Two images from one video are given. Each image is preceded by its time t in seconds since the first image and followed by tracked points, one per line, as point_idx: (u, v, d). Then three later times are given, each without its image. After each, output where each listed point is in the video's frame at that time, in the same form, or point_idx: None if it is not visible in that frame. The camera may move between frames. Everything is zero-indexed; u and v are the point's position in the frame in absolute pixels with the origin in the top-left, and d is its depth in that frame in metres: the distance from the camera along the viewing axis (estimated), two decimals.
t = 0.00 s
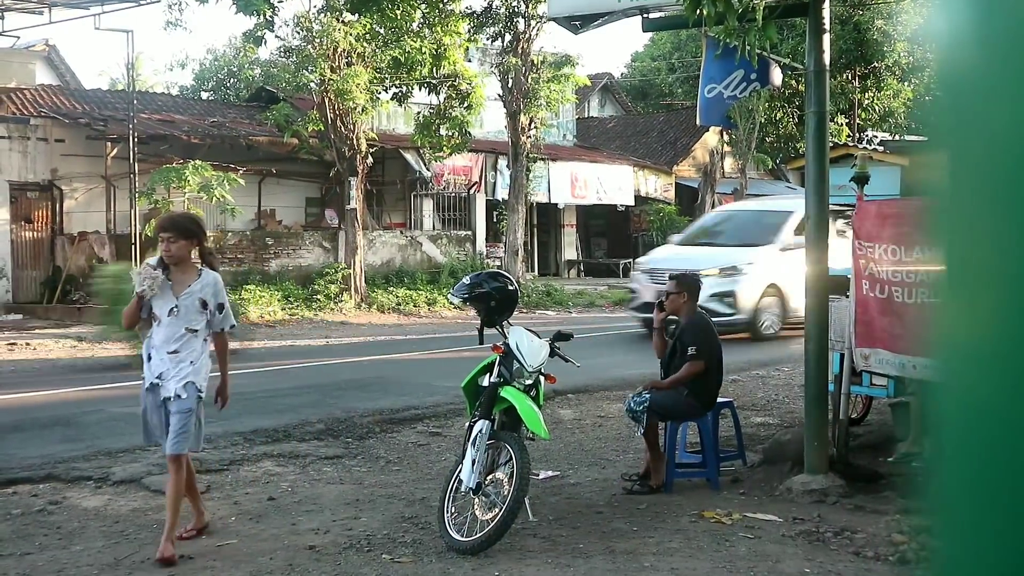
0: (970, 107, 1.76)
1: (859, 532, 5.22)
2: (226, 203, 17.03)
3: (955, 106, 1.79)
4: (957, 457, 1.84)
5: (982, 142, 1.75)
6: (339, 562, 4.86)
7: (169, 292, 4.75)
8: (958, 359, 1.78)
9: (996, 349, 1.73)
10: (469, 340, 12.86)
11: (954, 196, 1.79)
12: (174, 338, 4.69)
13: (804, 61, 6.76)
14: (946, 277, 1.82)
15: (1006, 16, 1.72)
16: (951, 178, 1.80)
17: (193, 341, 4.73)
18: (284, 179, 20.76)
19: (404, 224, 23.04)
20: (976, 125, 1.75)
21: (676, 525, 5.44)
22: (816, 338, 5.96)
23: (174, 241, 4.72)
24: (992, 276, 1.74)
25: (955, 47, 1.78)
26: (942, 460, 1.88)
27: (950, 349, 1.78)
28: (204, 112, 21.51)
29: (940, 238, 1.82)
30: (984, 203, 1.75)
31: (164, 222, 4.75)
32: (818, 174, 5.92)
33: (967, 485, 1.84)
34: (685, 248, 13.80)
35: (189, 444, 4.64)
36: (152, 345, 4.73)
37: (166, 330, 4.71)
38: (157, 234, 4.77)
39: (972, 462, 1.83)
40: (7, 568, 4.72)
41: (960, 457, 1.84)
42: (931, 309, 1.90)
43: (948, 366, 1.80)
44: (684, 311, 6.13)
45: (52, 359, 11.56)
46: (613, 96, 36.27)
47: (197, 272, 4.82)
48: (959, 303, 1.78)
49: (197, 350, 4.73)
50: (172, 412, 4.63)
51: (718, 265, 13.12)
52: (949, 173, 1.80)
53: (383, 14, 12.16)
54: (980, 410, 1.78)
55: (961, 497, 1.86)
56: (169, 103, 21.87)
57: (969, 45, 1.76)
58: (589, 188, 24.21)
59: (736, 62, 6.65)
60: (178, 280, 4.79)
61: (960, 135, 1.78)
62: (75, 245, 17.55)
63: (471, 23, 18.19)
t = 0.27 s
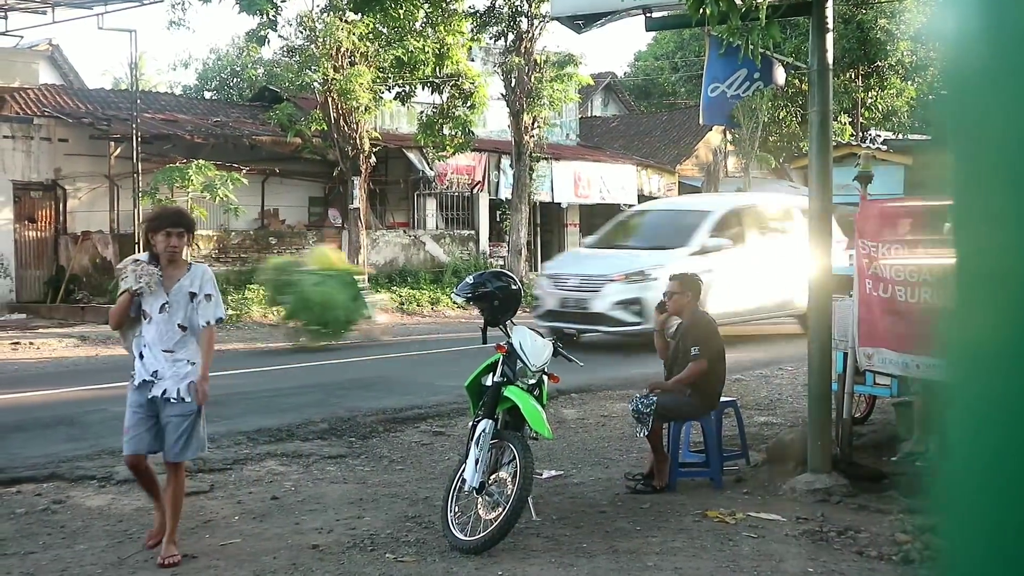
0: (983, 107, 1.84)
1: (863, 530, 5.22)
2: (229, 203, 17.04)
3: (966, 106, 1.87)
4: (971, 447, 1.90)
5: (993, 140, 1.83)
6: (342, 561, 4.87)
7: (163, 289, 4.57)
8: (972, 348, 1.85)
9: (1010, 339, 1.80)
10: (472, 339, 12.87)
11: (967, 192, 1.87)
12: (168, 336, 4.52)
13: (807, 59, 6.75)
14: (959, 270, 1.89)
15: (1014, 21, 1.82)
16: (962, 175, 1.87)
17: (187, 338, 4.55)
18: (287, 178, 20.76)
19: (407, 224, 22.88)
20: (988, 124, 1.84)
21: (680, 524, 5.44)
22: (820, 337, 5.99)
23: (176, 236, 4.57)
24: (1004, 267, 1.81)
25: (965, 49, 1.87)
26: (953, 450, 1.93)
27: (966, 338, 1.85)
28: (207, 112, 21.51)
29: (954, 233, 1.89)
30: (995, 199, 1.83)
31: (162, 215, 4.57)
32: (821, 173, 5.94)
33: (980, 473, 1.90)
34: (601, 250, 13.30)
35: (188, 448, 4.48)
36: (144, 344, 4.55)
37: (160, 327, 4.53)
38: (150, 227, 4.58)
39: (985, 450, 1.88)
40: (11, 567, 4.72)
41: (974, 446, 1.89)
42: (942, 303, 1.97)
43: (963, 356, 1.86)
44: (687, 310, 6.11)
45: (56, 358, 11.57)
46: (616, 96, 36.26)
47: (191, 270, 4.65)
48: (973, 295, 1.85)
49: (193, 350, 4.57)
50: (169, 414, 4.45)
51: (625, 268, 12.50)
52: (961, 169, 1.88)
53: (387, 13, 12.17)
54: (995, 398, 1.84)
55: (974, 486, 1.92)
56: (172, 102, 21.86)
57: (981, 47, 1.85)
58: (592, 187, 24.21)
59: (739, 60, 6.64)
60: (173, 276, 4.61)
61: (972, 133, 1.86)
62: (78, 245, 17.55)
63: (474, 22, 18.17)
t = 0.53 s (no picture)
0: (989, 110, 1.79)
1: (867, 530, 5.21)
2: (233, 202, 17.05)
3: (972, 110, 1.82)
4: (976, 456, 1.88)
5: (998, 145, 1.77)
6: (345, 560, 4.87)
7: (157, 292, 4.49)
8: (972, 350, 1.83)
9: (1006, 342, 1.77)
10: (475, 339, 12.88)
11: (971, 199, 1.82)
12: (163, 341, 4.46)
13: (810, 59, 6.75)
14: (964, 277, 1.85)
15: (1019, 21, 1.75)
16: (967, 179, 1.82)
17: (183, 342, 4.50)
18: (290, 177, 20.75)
19: (411, 223, 22.93)
20: (991, 128, 1.78)
21: (683, 523, 5.44)
22: (823, 337, 5.97)
23: (171, 237, 4.49)
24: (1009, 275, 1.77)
25: (971, 49, 1.81)
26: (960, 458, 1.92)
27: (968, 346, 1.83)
28: (211, 111, 21.51)
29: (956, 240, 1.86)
30: (995, 202, 1.79)
31: (156, 216, 4.48)
32: (824, 172, 5.90)
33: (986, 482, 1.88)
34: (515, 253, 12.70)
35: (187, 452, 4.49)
36: (137, 349, 4.46)
37: (156, 332, 4.46)
38: (143, 226, 4.47)
39: (990, 459, 1.86)
40: (15, 565, 4.73)
41: (979, 455, 1.87)
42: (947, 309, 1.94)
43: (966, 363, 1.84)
44: (692, 310, 6.10)
45: (59, 357, 11.57)
46: (619, 95, 36.25)
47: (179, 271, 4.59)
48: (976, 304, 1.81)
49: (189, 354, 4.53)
50: (169, 421, 4.41)
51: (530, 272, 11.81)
52: (964, 174, 1.82)
53: (390, 12, 12.17)
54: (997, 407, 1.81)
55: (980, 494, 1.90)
56: (176, 101, 21.86)
57: (986, 47, 1.78)
58: (596, 186, 24.22)
59: (743, 60, 6.63)
60: (165, 279, 4.53)
61: (975, 137, 1.80)
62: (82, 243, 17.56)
63: (478, 21, 18.16)
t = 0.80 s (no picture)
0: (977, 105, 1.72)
1: (869, 528, 5.21)
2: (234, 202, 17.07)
3: (960, 105, 1.75)
4: (964, 455, 1.80)
5: (986, 141, 1.71)
6: (347, 560, 4.87)
7: (136, 296, 4.22)
8: (955, 352, 1.77)
9: (988, 343, 1.72)
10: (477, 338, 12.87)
11: (959, 194, 1.75)
12: (141, 346, 4.21)
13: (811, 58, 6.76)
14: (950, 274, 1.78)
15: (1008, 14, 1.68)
16: (955, 174, 1.76)
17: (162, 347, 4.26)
18: (291, 176, 20.76)
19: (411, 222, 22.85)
20: (979, 119, 1.72)
21: (685, 521, 5.43)
22: (824, 335, 5.96)
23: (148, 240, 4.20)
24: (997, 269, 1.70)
25: (957, 42, 1.74)
26: (946, 457, 1.84)
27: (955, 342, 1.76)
28: (211, 110, 21.53)
29: (943, 234, 1.78)
30: (979, 202, 1.72)
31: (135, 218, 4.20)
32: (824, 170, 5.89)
33: (972, 482, 1.80)
34: (393, 254, 10.98)
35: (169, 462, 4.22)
36: (113, 355, 4.22)
37: (134, 338, 4.22)
38: (123, 228, 4.21)
39: (978, 460, 1.78)
40: (17, 565, 4.73)
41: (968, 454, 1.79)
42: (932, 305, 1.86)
43: (951, 359, 1.77)
44: (694, 308, 6.09)
45: (61, 357, 11.57)
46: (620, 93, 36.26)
47: (159, 271, 4.30)
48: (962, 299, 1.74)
49: (170, 359, 4.29)
50: (149, 429, 4.17)
51: (403, 277, 10.12)
52: (953, 168, 1.76)
53: (391, 11, 12.17)
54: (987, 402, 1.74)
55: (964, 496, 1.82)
56: (177, 101, 21.86)
57: (973, 42, 1.71)
58: (596, 185, 24.23)
59: (743, 58, 6.64)
60: (144, 281, 4.26)
61: (965, 132, 1.73)
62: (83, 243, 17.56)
63: (478, 20, 18.18)
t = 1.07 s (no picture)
0: (964, 103, 1.66)
1: (869, 528, 5.21)
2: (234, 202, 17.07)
3: (945, 104, 1.69)
4: (955, 460, 1.74)
5: (972, 141, 1.65)
6: (347, 560, 4.87)
7: (119, 297, 4.05)
8: (947, 361, 1.70)
9: (984, 351, 1.65)
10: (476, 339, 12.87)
11: (947, 194, 1.69)
12: (124, 348, 4.04)
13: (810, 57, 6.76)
14: (936, 277, 1.72)
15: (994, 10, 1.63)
16: (943, 174, 1.69)
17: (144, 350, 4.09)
18: (291, 177, 20.76)
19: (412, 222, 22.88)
20: (966, 121, 1.66)
21: (685, 522, 5.43)
22: (824, 335, 5.95)
23: (134, 240, 4.05)
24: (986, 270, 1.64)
25: (941, 41, 1.68)
26: (935, 463, 1.78)
27: (944, 349, 1.69)
28: (211, 111, 21.54)
29: (929, 235, 1.72)
30: (971, 205, 1.66)
31: (121, 216, 4.04)
32: (824, 170, 5.89)
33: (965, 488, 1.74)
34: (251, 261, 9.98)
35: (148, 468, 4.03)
36: (93, 358, 4.05)
37: (114, 341, 4.04)
38: (111, 228, 4.02)
39: (970, 465, 1.72)
40: (17, 566, 4.73)
41: (958, 460, 1.74)
42: (917, 309, 1.80)
43: (939, 364, 1.71)
44: (694, 307, 6.09)
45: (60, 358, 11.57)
46: (620, 93, 36.27)
47: (146, 274, 4.17)
48: (950, 301, 1.68)
49: (151, 362, 4.12)
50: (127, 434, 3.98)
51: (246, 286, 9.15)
52: (941, 169, 1.70)
53: (390, 11, 12.17)
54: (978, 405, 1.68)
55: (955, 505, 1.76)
56: (177, 101, 21.86)
57: (957, 42, 1.66)
58: (597, 185, 24.24)
59: (743, 58, 6.63)
60: (128, 282, 4.09)
61: (952, 131, 1.68)
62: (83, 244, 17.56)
63: (478, 21, 18.19)
